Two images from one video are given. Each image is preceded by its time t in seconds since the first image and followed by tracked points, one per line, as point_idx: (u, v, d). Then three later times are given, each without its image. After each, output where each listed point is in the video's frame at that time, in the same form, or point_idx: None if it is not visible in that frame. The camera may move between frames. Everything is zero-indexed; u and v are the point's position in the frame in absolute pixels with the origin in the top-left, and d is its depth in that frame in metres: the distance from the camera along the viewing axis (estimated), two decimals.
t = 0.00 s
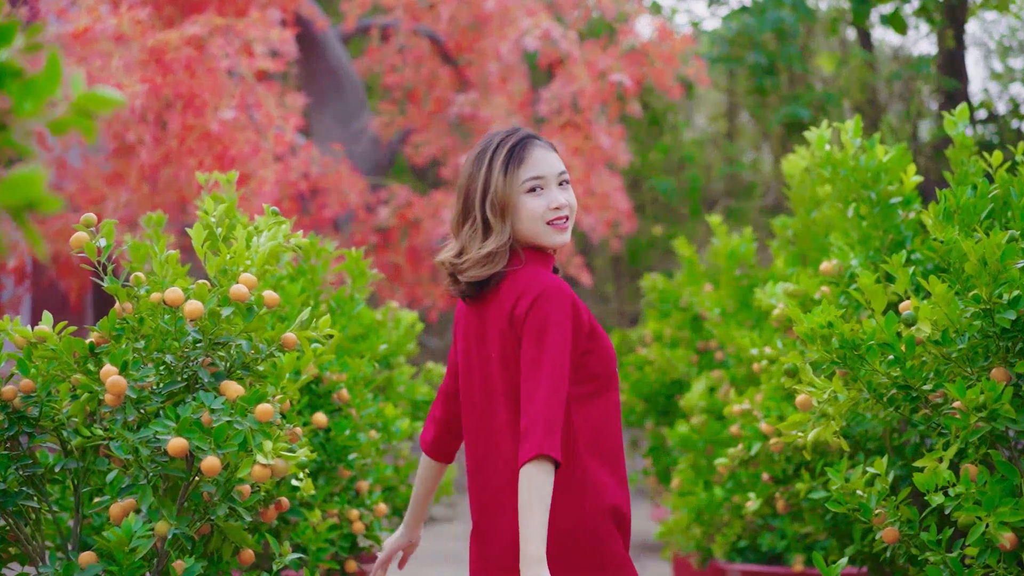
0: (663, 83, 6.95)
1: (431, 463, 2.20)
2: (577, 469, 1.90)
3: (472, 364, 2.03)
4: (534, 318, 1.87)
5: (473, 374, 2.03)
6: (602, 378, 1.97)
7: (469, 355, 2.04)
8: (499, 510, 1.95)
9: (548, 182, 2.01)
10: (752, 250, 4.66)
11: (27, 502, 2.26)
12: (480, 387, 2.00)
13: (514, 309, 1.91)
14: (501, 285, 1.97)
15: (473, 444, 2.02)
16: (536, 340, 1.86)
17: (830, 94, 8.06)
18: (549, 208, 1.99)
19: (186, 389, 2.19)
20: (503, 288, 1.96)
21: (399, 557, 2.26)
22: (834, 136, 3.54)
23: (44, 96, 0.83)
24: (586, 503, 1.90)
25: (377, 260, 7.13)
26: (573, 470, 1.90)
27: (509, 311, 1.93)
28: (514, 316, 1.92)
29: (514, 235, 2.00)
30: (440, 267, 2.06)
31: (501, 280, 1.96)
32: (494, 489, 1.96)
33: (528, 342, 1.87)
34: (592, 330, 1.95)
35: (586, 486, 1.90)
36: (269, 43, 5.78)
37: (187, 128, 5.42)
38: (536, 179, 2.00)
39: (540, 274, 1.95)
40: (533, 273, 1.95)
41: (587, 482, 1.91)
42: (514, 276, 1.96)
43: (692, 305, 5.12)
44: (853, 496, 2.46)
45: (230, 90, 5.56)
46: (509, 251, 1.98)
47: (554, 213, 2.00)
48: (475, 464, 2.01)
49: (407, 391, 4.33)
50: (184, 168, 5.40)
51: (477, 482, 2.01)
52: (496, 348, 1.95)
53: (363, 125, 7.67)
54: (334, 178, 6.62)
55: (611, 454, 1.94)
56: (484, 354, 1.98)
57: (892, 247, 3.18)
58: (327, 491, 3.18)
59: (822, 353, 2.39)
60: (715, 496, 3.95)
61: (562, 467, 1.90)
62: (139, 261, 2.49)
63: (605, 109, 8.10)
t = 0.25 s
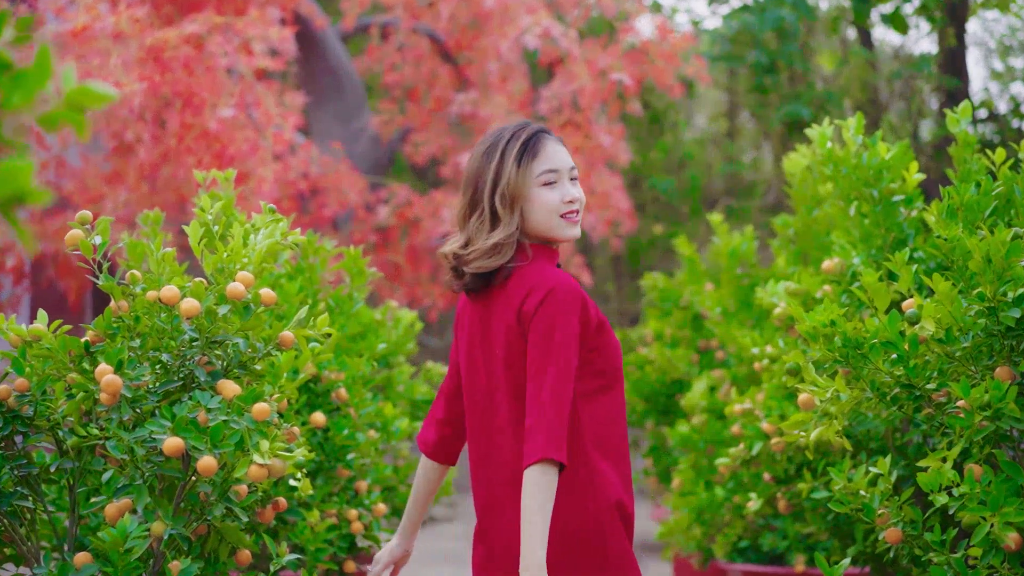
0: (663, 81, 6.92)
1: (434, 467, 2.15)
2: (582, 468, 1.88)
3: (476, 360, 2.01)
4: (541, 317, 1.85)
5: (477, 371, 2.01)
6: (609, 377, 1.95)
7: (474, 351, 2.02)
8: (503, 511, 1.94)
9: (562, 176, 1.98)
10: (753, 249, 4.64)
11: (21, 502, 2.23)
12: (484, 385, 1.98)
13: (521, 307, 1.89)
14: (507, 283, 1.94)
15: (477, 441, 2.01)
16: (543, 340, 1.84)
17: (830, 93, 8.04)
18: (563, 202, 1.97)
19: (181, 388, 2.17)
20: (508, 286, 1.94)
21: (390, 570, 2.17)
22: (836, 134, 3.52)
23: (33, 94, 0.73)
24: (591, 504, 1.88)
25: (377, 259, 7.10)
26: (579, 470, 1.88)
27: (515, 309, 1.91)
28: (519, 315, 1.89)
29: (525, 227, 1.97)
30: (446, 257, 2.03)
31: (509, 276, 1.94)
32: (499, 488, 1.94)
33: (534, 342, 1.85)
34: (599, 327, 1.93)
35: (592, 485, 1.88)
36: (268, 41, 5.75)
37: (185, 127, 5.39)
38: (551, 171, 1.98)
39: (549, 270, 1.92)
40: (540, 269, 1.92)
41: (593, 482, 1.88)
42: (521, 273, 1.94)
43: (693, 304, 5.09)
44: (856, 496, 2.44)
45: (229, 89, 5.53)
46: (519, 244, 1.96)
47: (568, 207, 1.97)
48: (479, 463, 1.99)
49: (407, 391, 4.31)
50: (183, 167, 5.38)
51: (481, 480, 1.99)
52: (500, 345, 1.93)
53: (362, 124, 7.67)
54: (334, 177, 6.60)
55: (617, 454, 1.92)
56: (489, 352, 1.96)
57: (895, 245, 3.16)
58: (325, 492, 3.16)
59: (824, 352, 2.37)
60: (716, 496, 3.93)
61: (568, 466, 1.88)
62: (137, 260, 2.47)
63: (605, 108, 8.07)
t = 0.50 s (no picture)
0: (664, 80, 6.89)
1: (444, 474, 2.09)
2: (593, 471, 1.86)
3: (482, 360, 1.98)
4: (555, 319, 1.83)
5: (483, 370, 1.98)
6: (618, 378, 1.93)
7: (479, 351, 1.99)
8: (509, 513, 1.91)
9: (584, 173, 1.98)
10: (754, 248, 4.62)
11: (16, 502, 2.21)
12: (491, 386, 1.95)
13: (533, 306, 1.86)
14: (518, 282, 1.91)
15: (483, 442, 1.98)
16: (557, 342, 1.82)
17: (831, 91, 8.01)
18: (587, 199, 1.96)
19: (178, 387, 2.16)
20: (518, 285, 1.91)
21: None
22: (838, 131, 3.49)
23: (21, 87, 0.62)
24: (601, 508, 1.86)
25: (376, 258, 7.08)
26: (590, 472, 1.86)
27: (525, 310, 1.88)
28: (530, 315, 1.87)
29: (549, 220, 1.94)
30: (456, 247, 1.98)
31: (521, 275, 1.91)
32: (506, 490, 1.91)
33: (547, 344, 1.82)
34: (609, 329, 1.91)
35: (602, 487, 1.86)
36: (267, 40, 5.72)
37: (183, 126, 5.33)
38: (577, 167, 1.96)
39: (560, 269, 1.90)
40: (552, 269, 1.90)
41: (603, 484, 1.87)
42: (533, 272, 1.91)
43: (694, 304, 5.06)
44: (859, 496, 2.41)
45: (228, 87, 5.50)
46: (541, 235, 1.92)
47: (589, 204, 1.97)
48: (485, 464, 1.96)
49: (406, 390, 4.29)
50: (181, 166, 5.36)
51: (486, 481, 1.96)
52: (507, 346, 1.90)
53: (362, 123, 7.65)
54: (333, 177, 6.58)
55: (627, 456, 1.91)
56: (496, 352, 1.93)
57: (897, 244, 3.14)
58: (323, 492, 3.13)
59: (827, 350, 2.34)
60: (717, 496, 3.91)
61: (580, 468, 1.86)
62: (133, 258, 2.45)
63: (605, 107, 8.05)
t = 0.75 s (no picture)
0: (665, 79, 6.86)
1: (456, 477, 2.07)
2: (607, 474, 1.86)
3: (493, 362, 1.97)
4: (579, 322, 1.84)
5: (493, 372, 1.97)
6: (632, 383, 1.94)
7: (489, 352, 1.98)
8: (519, 515, 1.90)
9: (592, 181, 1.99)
10: (755, 247, 4.59)
11: (9, 503, 2.19)
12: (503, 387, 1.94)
13: (553, 308, 1.87)
14: (534, 283, 1.90)
15: (493, 444, 1.97)
16: (581, 345, 1.83)
17: (832, 90, 7.98)
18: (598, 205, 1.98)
19: (173, 387, 2.14)
20: (535, 287, 1.90)
21: None
22: (839, 129, 3.47)
23: (10, 79, 0.61)
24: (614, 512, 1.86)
25: (375, 258, 7.05)
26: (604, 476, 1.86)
27: (545, 312, 1.88)
28: (551, 318, 1.87)
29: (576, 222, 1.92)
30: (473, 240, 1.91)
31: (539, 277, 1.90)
32: (516, 493, 1.90)
33: (571, 347, 1.83)
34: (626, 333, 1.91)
35: (616, 491, 1.86)
36: (266, 38, 5.70)
37: (182, 125, 5.31)
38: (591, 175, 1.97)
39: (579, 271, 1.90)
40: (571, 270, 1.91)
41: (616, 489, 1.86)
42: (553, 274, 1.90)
43: (695, 303, 5.03)
44: (862, 496, 2.39)
45: (227, 85, 5.47)
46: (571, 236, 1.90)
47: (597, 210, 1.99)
48: (495, 466, 1.95)
49: (405, 390, 4.27)
50: (180, 164, 5.33)
51: (494, 483, 1.95)
52: (523, 347, 1.89)
53: (361, 122, 7.63)
54: (333, 176, 6.56)
55: (639, 461, 1.91)
56: (510, 354, 1.92)
57: (900, 242, 3.11)
58: (322, 492, 3.11)
59: (829, 349, 2.31)
60: (718, 496, 3.89)
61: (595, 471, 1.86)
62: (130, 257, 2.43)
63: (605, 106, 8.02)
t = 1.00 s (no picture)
0: (665, 78, 6.82)
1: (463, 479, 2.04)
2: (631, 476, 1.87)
3: (506, 363, 1.94)
4: (607, 325, 1.84)
5: (506, 373, 1.94)
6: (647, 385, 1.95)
7: (501, 354, 1.95)
8: (539, 517, 1.89)
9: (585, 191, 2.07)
10: (755, 246, 4.57)
11: (4, 504, 2.17)
12: (519, 389, 1.92)
13: (578, 310, 1.86)
14: (554, 284, 1.89)
15: (505, 446, 1.95)
16: (611, 348, 1.84)
17: (833, 90, 7.95)
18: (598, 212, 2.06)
19: (168, 387, 2.11)
20: (555, 288, 1.89)
21: None
22: (841, 128, 3.44)
23: None
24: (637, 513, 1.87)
25: (374, 257, 7.03)
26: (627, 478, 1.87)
27: (569, 313, 1.87)
28: (577, 320, 1.86)
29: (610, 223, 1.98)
30: (536, 234, 1.85)
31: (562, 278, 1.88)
32: (535, 495, 1.89)
33: (602, 350, 1.84)
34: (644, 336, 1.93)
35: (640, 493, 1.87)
36: (265, 37, 5.67)
37: (182, 124, 5.32)
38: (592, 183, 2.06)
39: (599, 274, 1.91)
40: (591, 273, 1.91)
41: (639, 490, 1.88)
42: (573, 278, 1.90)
43: (695, 303, 5.01)
44: (864, 498, 2.37)
45: (226, 85, 5.43)
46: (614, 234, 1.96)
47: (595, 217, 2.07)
48: (509, 468, 1.93)
49: (404, 390, 4.24)
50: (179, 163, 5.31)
51: (509, 485, 1.93)
52: (546, 349, 1.88)
53: (361, 121, 7.62)
54: (332, 175, 6.54)
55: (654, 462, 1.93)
56: (530, 356, 1.90)
57: (902, 241, 3.09)
58: (320, 493, 3.09)
59: (831, 349, 2.29)
60: (719, 497, 3.86)
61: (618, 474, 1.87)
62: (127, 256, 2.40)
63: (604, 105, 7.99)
